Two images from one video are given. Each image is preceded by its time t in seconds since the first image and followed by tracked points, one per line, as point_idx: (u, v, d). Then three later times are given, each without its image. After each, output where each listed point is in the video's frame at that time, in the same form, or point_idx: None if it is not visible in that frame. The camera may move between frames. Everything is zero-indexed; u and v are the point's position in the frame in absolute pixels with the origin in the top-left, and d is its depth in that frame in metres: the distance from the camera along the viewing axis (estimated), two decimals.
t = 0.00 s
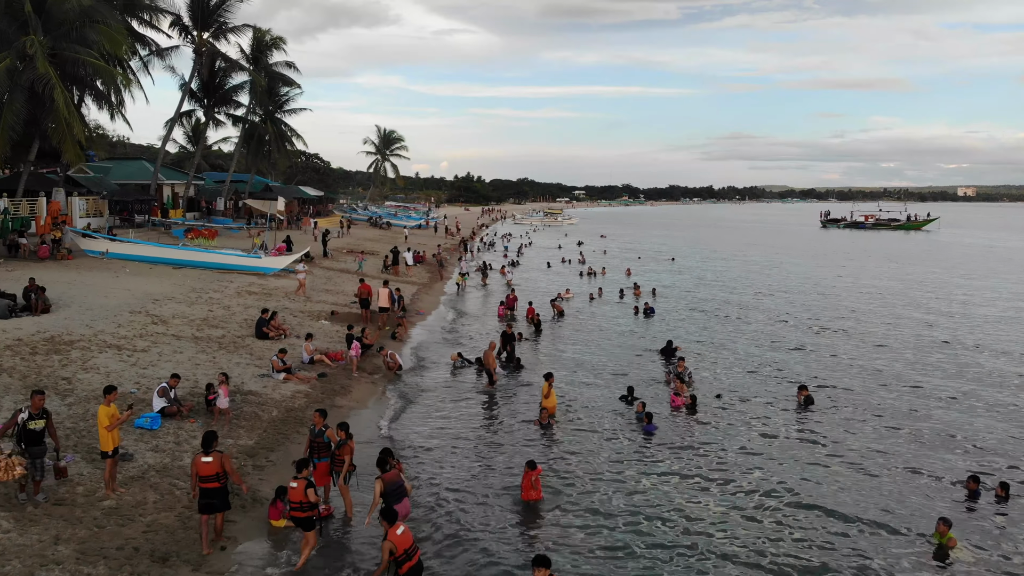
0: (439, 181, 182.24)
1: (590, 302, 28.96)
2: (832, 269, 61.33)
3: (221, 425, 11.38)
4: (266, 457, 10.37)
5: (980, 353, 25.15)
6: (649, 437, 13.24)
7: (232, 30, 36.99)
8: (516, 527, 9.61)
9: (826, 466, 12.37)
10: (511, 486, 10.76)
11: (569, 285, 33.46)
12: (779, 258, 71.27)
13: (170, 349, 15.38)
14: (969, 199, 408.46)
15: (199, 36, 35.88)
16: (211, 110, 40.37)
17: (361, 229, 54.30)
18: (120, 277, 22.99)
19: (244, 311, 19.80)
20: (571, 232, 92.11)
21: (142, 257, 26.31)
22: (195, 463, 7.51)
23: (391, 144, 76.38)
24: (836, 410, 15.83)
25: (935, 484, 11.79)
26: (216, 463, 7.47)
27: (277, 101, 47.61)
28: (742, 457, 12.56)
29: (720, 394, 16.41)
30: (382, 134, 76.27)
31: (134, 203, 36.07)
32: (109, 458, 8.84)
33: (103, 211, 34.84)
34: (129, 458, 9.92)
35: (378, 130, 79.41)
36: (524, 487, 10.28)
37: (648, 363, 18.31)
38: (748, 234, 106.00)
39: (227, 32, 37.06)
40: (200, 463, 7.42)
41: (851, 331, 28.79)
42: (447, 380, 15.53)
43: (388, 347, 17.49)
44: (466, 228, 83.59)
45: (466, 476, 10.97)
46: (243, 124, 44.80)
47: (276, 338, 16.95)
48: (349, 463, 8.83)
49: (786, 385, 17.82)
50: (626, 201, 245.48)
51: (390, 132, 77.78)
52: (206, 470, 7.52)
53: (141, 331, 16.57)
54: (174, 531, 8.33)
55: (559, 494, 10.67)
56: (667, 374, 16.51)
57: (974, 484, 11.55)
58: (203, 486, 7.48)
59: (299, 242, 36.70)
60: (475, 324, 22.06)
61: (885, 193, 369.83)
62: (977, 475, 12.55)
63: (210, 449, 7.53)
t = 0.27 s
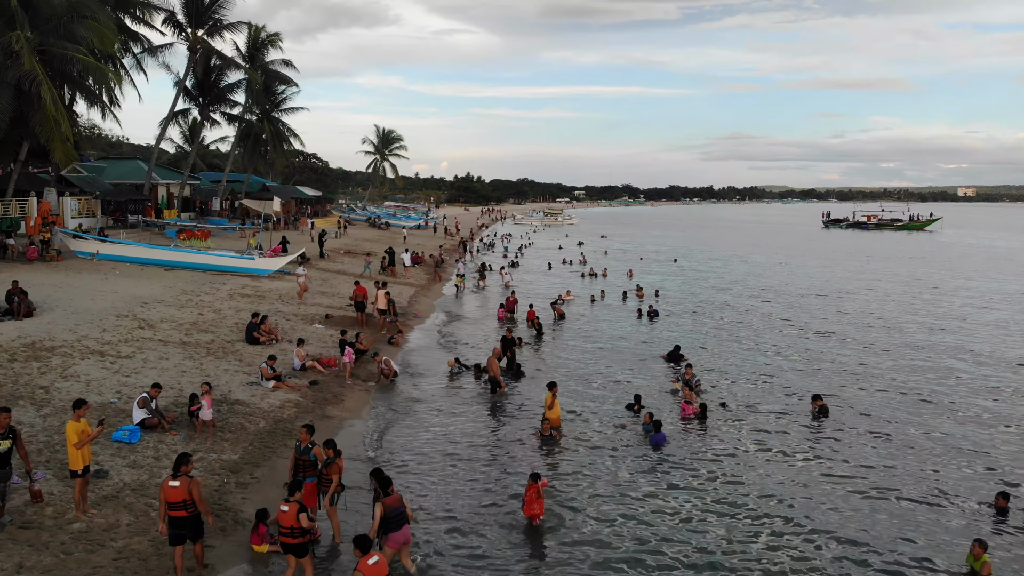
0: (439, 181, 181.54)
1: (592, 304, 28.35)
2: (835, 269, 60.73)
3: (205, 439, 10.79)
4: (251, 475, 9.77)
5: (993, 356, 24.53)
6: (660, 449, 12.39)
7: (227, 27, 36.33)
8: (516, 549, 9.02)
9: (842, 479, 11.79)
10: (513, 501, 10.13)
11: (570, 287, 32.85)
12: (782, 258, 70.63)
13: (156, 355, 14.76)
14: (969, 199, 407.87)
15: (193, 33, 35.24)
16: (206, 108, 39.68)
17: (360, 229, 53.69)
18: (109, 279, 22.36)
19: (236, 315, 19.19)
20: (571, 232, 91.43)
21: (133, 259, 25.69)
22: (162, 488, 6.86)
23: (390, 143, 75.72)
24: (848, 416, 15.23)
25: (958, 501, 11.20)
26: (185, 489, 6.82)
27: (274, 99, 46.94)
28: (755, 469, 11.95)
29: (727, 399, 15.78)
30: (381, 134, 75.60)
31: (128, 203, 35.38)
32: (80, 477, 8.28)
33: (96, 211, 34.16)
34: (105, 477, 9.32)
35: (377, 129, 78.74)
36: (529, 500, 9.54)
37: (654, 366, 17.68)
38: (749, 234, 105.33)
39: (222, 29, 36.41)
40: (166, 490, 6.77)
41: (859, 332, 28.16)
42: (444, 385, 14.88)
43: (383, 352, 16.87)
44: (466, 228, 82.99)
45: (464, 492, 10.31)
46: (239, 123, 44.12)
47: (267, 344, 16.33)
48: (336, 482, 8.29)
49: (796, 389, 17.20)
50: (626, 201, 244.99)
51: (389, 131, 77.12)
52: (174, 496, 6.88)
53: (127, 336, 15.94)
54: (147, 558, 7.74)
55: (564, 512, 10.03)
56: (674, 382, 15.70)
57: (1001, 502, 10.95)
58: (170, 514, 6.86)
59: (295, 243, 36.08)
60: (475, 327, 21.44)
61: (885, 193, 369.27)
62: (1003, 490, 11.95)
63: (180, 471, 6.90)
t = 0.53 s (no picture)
0: (439, 181, 180.83)
1: (595, 306, 27.66)
2: (839, 269, 59.99)
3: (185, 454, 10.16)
4: (232, 494, 9.15)
5: (1008, 359, 23.82)
6: (670, 462, 11.54)
7: (221, 23, 35.65)
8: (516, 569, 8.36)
9: (864, 494, 11.08)
10: (515, 518, 9.39)
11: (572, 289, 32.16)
12: (786, 258, 69.91)
13: (139, 363, 14.09)
14: (970, 199, 407.15)
15: (186, 29, 34.57)
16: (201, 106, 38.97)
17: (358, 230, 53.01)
18: (97, 282, 21.71)
19: (227, 319, 18.53)
20: (572, 232, 90.71)
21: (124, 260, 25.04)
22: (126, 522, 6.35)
23: (389, 142, 75.02)
24: (864, 426, 14.52)
25: (987, 518, 10.53)
26: (147, 521, 6.28)
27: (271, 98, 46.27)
28: (771, 483, 11.25)
29: (737, 408, 15.06)
30: (380, 133, 74.91)
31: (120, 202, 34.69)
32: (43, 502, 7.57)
33: (87, 212, 33.50)
34: (74, 497, 8.70)
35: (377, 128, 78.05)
36: (534, 537, 8.55)
37: (660, 372, 16.97)
38: (752, 234, 104.59)
39: (216, 26, 35.74)
40: (129, 523, 6.26)
41: (868, 335, 27.43)
42: (441, 392, 14.16)
43: (378, 358, 16.18)
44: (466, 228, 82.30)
45: (461, 507, 9.56)
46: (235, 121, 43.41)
47: (256, 350, 15.68)
48: (322, 507, 7.60)
49: (807, 397, 16.50)
50: (626, 201, 244.29)
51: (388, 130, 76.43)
52: (138, 530, 6.35)
53: (110, 342, 15.29)
54: None
55: (569, 529, 9.29)
56: (682, 391, 14.87)
57: None
58: (134, 550, 6.30)
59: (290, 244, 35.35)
60: (474, 331, 20.77)
61: (886, 193, 368.60)
62: None
63: (144, 503, 6.38)
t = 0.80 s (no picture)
0: (439, 181, 180.25)
1: (597, 309, 27.02)
2: (843, 270, 59.30)
3: (164, 472, 9.53)
4: (210, 517, 8.53)
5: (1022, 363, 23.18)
6: (681, 480, 10.84)
7: (216, 20, 35.03)
8: None
9: (889, 512, 10.39)
10: (516, 542, 8.69)
11: (573, 291, 31.53)
12: (789, 259, 69.28)
13: (121, 371, 13.45)
14: (971, 199, 406.54)
15: (180, 27, 33.95)
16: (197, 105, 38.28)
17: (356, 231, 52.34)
18: (84, 285, 21.03)
19: (216, 324, 17.88)
20: (573, 233, 90.09)
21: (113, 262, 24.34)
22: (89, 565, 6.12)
23: (388, 143, 74.39)
24: (882, 437, 13.85)
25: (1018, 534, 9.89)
26: (104, 565, 6.00)
27: (268, 96, 45.57)
28: (786, 498, 10.59)
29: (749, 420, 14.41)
30: (379, 133, 74.28)
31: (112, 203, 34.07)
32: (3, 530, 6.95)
33: (79, 212, 32.87)
34: (40, 521, 8.04)
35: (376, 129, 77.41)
36: (536, 560, 7.81)
37: (666, 379, 16.31)
38: (753, 235, 103.92)
39: (211, 23, 35.11)
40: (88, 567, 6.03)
41: (879, 338, 26.73)
42: (437, 401, 13.49)
43: (372, 365, 15.51)
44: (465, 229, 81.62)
45: (458, 530, 8.86)
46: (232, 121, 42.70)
47: (245, 357, 15.03)
48: (305, 538, 6.92)
49: (822, 406, 15.83)
50: (626, 201, 243.61)
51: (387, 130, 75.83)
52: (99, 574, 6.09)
53: (93, 349, 14.63)
54: None
55: (574, 554, 8.57)
56: (692, 401, 14.17)
57: None
58: None
59: (286, 245, 34.69)
60: (473, 335, 20.14)
61: (886, 194, 368.09)
62: None
63: (105, 545, 6.13)
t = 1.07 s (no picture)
0: (438, 181, 179.60)
1: (599, 311, 26.38)
2: (849, 268, 58.48)
3: (138, 493, 8.89)
4: (183, 547, 7.90)
5: None
6: (693, 500, 10.11)
7: (209, 17, 34.34)
8: None
9: (918, 534, 9.66)
10: (518, 573, 7.96)
11: (574, 292, 30.90)
12: (791, 258, 68.66)
13: (100, 381, 12.78)
14: (971, 199, 405.94)
15: (173, 24, 33.27)
16: (191, 104, 37.58)
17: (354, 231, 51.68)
18: (70, 288, 20.36)
19: (205, 329, 17.21)
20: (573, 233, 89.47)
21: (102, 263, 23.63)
22: None
23: (387, 142, 73.74)
24: (906, 444, 13.09)
25: None
26: None
27: (264, 95, 44.86)
28: (804, 517, 9.94)
29: (763, 423, 13.69)
30: (377, 132, 73.64)
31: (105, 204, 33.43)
32: None
33: (71, 213, 32.23)
34: None
35: (374, 128, 76.75)
36: None
37: (671, 386, 15.68)
38: (754, 234, 103.27)
39: (205, 20, 34.43)
40: None
41: (892, 337, 25.93)
42: (433, 414, 12.82)
43: (366, 374, 14.82)
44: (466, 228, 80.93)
45: (453, 557, 8.18)
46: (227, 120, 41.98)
47: (233, 365, 14.37)
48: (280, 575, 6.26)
49: (840, 407, 15.10)
50: (626, 201, 242.94)
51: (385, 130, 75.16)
52: None
53: (72, 357, 13.96)
54: None
55: None
56: (701, 413, 13.49)
57: None
58: None
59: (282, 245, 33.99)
60: (471, 339, 19.49)
61: (887, 193, 367.52)
62: None
63: None
